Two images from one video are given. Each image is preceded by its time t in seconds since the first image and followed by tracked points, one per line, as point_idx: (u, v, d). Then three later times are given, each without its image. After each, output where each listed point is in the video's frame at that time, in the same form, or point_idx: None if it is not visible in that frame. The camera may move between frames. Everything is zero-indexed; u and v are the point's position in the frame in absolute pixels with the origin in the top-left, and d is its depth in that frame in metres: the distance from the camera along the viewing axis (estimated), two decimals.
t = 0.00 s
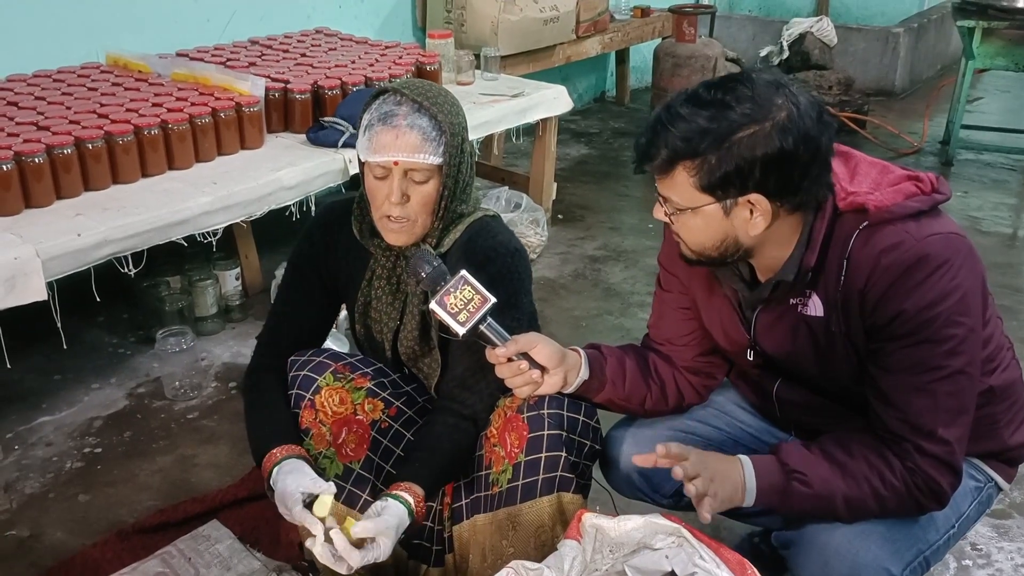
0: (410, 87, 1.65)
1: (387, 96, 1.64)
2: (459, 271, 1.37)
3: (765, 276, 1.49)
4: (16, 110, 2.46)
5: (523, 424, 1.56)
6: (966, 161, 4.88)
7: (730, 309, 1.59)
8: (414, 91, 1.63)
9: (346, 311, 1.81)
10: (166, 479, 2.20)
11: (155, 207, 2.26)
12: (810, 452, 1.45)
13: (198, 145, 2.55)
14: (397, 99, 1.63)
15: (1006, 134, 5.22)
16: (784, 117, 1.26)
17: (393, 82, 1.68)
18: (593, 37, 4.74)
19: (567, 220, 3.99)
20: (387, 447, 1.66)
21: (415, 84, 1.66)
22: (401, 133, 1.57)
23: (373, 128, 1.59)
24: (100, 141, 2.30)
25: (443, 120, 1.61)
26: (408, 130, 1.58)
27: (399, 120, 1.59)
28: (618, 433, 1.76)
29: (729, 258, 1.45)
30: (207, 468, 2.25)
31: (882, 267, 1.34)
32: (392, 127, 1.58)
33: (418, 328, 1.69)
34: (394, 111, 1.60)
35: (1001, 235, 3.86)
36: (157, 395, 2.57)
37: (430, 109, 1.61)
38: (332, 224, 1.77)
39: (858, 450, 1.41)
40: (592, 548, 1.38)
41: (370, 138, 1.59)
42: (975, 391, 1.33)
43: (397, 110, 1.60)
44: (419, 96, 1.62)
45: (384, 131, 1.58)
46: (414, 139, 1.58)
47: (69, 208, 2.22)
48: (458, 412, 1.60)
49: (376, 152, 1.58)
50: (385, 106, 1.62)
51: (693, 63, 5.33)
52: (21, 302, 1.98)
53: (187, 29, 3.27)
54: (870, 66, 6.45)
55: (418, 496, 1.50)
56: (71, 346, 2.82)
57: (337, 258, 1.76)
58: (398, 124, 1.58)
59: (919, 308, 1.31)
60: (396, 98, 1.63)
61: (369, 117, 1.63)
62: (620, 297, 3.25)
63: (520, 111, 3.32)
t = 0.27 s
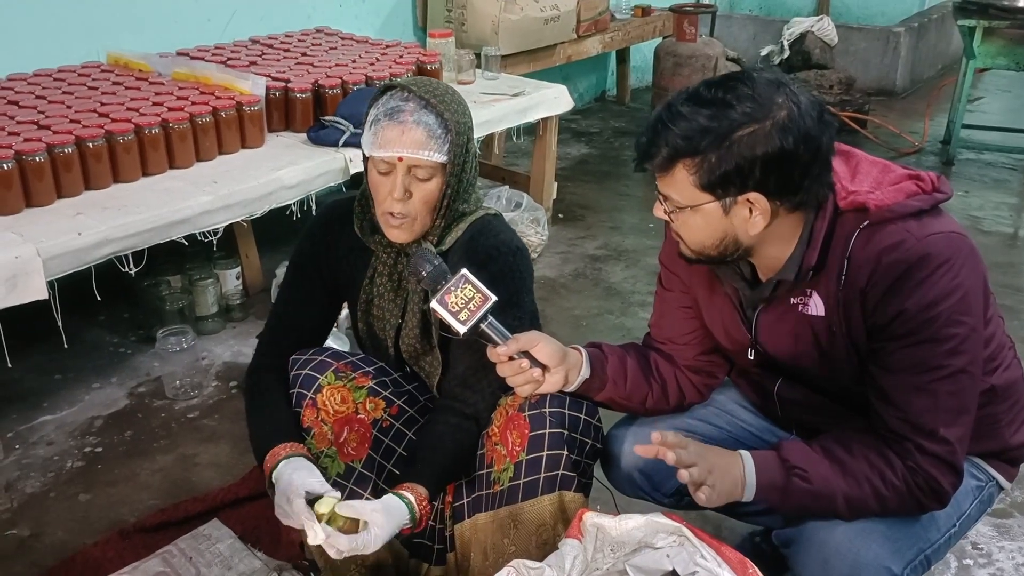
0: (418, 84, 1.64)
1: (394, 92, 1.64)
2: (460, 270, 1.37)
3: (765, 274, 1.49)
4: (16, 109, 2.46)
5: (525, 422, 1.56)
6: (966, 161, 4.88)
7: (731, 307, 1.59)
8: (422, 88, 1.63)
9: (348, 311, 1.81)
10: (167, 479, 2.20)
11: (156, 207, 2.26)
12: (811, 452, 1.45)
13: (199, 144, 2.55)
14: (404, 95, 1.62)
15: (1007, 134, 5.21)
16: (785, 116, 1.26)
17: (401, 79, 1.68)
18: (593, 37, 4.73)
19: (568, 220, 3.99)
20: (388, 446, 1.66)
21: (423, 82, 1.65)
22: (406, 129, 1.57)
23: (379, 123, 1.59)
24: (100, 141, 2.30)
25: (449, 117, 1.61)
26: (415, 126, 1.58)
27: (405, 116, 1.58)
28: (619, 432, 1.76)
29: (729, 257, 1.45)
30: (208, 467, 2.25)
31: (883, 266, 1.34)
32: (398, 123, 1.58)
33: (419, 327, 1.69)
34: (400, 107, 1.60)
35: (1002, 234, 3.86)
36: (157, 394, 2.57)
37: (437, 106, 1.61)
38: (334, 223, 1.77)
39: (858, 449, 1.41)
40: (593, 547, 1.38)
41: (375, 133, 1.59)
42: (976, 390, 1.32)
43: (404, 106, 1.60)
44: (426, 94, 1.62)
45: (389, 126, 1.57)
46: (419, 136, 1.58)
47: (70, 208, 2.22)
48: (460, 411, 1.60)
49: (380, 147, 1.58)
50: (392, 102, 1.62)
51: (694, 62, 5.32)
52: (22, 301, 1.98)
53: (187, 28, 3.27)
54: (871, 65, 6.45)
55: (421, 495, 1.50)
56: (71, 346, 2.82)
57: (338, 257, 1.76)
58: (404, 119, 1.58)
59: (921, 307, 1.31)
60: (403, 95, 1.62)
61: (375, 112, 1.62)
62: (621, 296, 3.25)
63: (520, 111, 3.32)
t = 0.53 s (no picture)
0: (428, 83, 1.65)
1: (402, 89, 1.64)
2: (460, 270, 1.37)
3: (765, 275, 1.49)
4: (17, 109, 2.46)
5: (525, 423, 1.56)
6: (967, 161, 4.88)
7: (732, 308, 1.59)
8: (430, 86, 1.64)
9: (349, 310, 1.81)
10: (168, 479, 2.20)
11: (157, 207, 2.26)
12: (812, 452, 1.45)
13: (200, 144, 2.55)
14: (413, 92, 1.63)
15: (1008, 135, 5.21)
16: (786, 117, 1.26)
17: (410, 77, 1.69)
18: (594, 37, 4.74)
19: (569, 220, 3.99)
20: (388, 447, 1.66)
21: (432, 80, 1.66)
22: (414, 124, 1.57)
23: (387, 117, 1.59)
24: (101, 141, 2.30)
25: (456, 116, 1.62)
26: (422, 122, 1.58)
27: (413, 111, 1.59)
28: (620, 432, 1.76)
29: (729, 257, 1.45)
30: (209, 467, 2.25)
31: (884, 266, 1.34)
32: (406, 118, 1.58)
33: (420, 326, 1.69)
34: (408, 103, 1.61)
35: (1003, 235, 3.86)
36: (158, 394, 2.57)
37: (444, 104, 1.62)
38: (335, 224, 1.77)
39: (858, 450, 1.41)
40: (593, 547, 1.38)
41: (383, 127, 1.59)
42: (976, 391, 1.32)
43: (412, 102, 1.61)
44: (435, 92, 1.63)
45: (397, 121, 1.58)
46: (427, 132, 1.58)
47: (71, 208, 2.22)
48: (461, 412, 1.60)
49: (387, 142, 1.58)
50: (400, 98, 1.62)
51: (695, 63, 5.32)
52: (23, 301, 1.98)
53: (188, 29, 3.27)
54: (871, 66, 6.45)
55: (421, 501, 1.51)
56: (72, 346, 2.82)
57: (339, 257, 1.76)
58: (412, 115, 1.58)
59: (921, 307, 1.31)
60: (412, 91, 1.63)
61: (383, 107, 1.63)
62: (621, 296, 3.25)
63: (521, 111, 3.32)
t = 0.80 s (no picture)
0: (422, 85, 1.65)
1: (396, 93, 1.64)
2: (460, 271, 1.37)
3: (764, 275, 1.50)
4: (18, 109, 2.46)
5: (525, 423, 1.56)
6: (967, 162, 4.88)
7: (732, 308, 1.59)
8: (424, 89, 1.63)
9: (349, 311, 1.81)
10: (168, 479, 2.20)
11: (157, 207, 2.26)
12: (811, 453, 1.45)
13: (200, 144, 2.55)
14: (407, 96, 1.62)
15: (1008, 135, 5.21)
16: (787, 117, 1.26)
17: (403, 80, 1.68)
18: (594, 37, 4.74)
19: (569, 220, 3.99)
20: (389, 447, 1.66)
21: (425, 83, 1.65)
22: (410, 129, 1.57)
23: (383, 123, 1.59)
24: (102, 141, 2.30)
25: (452, 120, 1.61)
26: (418, 127, 1.57)
27: (408, 115, 1.58)
28: (620, 432, 1.76)
29: (729, 257, 1.45)
30: (209, 468, 2.25)
31: (883, 266, 1.34)
32: (401, 122, 1.58)
33: (419, 327, 1.69)
34: (402, 109, 1.60)
35: (1003, 236, 3.86)
36: (158, 394, 2.57)
37: (440, 108, 1.61)
38: (335, 224, 1.77)
39: (858, 451, 1.41)
40: (593, 548, 1.38)
41: (378, 134, 1.59)
42: (977, 391, 1.32)
43: (407, 106, 1.60)
44: (430, 94, 1.62)
45: (392, 127, 1.57)
46: (423, 136, 1.57)
47: (71, 208, 2.23)
48: (461, 412, 1.60)
49: (383, 148, 1.57)
50: (394, 103, 1.62)
51: (695, 63, 5.32)
52: (23, 301, 1.98)
53: (189, 29, 3.27)
54: (872, 66, 6.45)
55: (425, 503, 1.51)
56: (72, 346, 2.82)
57: (339, 257, 1.76)
58: (407, 120, 1.58)
59: (921, 307, 1.31)
60: (405, 96, 1.63)
61: (378, 113, 1.62)
62: (621, 297, 3.25)
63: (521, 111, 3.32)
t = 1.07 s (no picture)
0: (420, 85, 1.65)
1: (394, 94, 1.64)
2: (460, 273, 1.37)
3: (763, 276, 1.50)
4: (18, 110, 2.46)
5: (525, 425, 1.56)
6: (967, 163, 4.88)
7: (731, 309, 1.59)
8: (422, 89, 1.64)
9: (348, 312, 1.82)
10: (168, 480, 2.20)
11: (158, 208, 2.26)
12: (810, 454, 1.46)
13: (200, 145, 2.55)
14: (405, 96, 1.63)
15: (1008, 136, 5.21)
16: (787, 119, 1.26)
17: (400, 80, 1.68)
18: (594, 39, 4.74)
19: (569, 221, 3.99)
20: (388, 449, 1.66)
21: (422, 83, 1.65)
22: (408, 130, 1.57)
23: (381, 124, 1.59)
24: (102, 142, 2.30)
25: (451, 118, 1.62)
26: (416, 127, 1.58)
27: (407, 116, 1.59)
28: (620, 434, 1.76)
29: (729, 259, 1.45)
30: (209, 469, 2.25)
31: (883, 267, 1.34)
32: (400, 123, 1.58)
33: (419, 328, 1.69)
34: (401, 108, 1.60)
35: (1003, 237, 3.86)
36: (159, 396, 2.57)
37: (438, 107, 1.61)
38: (335, 226, 1.77)
39: (858, 452, 1.41)
40: (593, 549, 1.38)
41: (376, 134, 1.59)
42: (976, 391, 1.33)
43: (405, 107, 1.60)
44: (428, 94, 1.63)
45: (391, 127, 1.58)
46: (421, 136, 1.58)
47: (71, 209, 2.23)
48: (461, 414, 1.60)
49: (381, 150, 1.58)
50: (393, 103, 1.62)
51: (695, 64, 5.32)
52: (23, 303, 1.98)
53: (189, 30, 3.28)
54: (872, 67, 6.45)
55: (427, 507, 1.51)
56: (72, 347, 2.83)
57: (339, 259, 1.77)
58: (406, 120, 1.58)
59: (920, 308, 1.31)
60: (404, 96, 1.63)
61: (376, 113, 1.62)
62: (621, 298, 3.25)
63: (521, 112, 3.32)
